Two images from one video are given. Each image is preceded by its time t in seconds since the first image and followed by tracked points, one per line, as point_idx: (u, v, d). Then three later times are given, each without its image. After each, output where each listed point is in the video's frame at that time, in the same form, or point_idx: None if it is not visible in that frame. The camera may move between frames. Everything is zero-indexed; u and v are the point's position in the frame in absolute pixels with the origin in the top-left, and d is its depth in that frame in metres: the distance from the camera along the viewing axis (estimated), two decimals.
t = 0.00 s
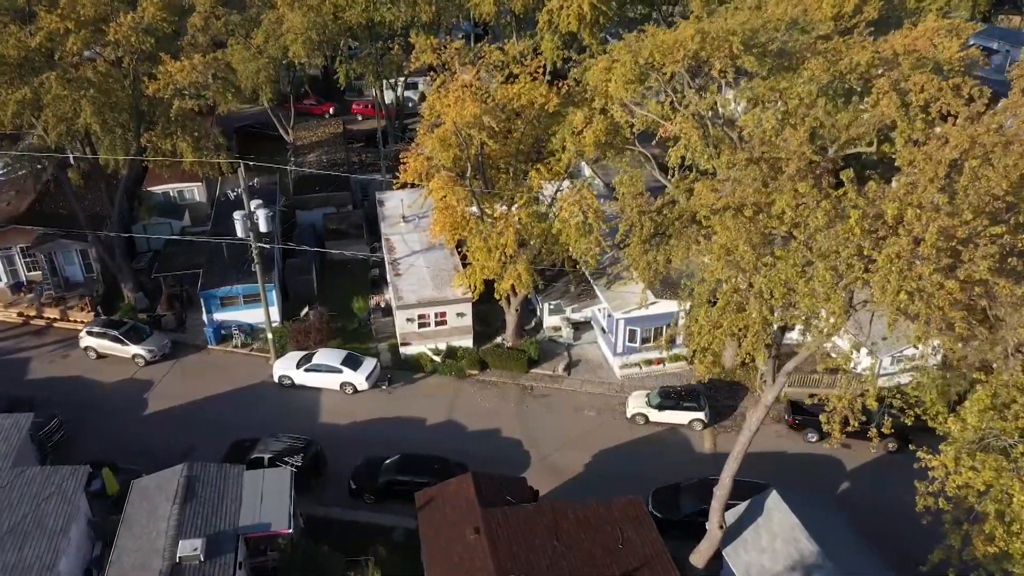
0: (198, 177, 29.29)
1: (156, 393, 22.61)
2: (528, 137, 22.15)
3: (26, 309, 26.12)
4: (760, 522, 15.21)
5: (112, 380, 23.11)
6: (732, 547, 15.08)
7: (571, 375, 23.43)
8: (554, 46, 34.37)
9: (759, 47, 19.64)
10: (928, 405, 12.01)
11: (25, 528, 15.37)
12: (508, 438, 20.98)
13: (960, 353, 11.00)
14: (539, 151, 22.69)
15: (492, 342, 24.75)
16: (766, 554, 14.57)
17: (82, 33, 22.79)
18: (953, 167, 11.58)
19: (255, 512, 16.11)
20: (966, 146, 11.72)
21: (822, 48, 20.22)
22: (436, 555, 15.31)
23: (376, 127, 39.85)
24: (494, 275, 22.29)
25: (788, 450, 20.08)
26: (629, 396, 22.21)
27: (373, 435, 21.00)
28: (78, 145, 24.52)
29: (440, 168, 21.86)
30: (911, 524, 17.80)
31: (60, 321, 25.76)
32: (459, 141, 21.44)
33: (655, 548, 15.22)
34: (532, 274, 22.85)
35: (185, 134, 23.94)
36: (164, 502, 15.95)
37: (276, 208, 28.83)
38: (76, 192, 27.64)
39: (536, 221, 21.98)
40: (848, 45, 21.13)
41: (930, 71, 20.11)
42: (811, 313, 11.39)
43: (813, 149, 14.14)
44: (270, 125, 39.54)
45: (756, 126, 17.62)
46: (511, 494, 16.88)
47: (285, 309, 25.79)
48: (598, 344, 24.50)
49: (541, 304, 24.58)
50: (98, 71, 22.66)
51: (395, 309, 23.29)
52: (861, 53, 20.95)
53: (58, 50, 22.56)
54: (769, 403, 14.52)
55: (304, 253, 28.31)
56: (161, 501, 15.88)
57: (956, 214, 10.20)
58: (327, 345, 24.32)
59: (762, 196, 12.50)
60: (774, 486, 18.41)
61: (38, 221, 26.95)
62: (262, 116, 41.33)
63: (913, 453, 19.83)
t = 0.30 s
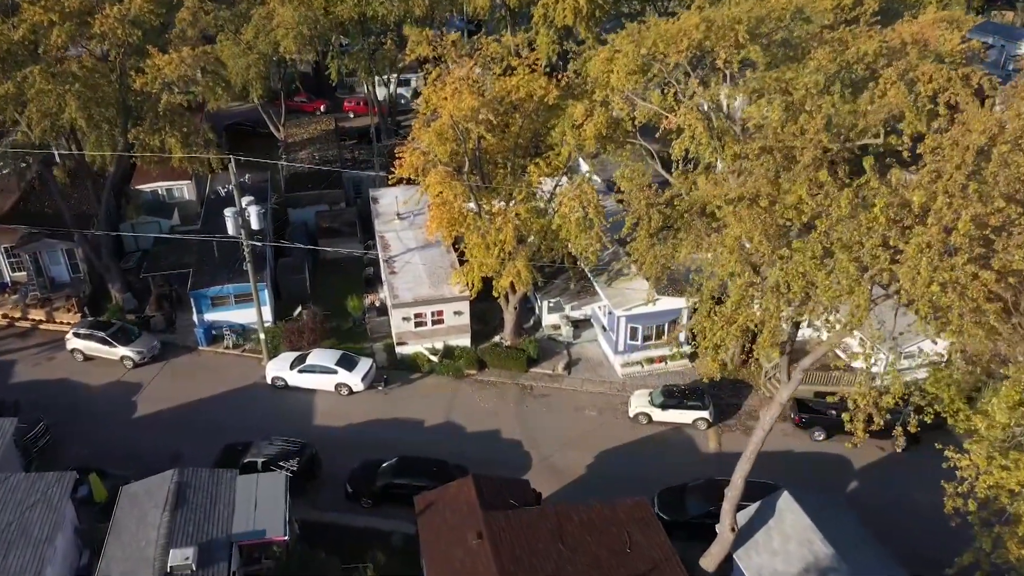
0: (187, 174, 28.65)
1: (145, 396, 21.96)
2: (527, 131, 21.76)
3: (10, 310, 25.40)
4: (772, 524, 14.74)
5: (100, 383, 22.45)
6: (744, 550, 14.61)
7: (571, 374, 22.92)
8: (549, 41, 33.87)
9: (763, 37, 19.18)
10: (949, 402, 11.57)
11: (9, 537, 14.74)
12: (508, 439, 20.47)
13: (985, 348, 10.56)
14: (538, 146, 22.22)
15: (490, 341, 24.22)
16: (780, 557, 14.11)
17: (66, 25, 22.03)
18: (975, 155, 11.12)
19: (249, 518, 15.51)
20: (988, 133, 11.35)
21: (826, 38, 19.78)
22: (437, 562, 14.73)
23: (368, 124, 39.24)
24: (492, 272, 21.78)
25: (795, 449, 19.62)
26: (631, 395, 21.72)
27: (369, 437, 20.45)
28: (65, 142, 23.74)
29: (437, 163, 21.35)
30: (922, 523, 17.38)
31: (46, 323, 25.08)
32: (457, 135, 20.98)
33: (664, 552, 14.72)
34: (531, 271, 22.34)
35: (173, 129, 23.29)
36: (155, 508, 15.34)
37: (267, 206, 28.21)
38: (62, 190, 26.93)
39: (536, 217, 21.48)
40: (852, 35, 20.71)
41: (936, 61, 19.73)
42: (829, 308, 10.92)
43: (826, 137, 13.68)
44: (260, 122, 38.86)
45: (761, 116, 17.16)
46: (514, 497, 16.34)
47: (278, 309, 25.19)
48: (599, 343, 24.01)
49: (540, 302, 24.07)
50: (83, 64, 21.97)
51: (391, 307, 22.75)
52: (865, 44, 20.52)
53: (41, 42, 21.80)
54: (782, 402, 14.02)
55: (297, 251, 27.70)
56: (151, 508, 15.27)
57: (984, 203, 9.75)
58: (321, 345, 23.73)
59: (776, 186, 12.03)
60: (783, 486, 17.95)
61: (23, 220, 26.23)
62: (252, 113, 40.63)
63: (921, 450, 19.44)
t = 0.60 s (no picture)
0: (172, 172, 27.96)
1: (129, 399, 21.29)
2: (521, 124, 21.13)
3: None
4: (781, 523, 14.32)
5: (82, 387, 21.75)
6: (754, 551, 14.15)
7: (568, 372, 22.47)
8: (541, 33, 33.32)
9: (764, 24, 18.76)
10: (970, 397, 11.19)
11: None
12: (506, 439, 19.96)
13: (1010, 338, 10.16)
14: (533, 139, 21.65)
15: (485, 339, 23.71)
16: (791, 558, 13.68)
17: (45, 18, 21.31)
18: (995, 139, 10.72)
19: (240, 525, 14.90)
20: (1007, 117, 10.97)
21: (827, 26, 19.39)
22: (437, 570, 14.12)
23: (356, 121, 38.58)
24: (487, 269, 21.25)
25: (799, 445, 19.24)
26: (631, 393, 21.27)
27: (362, 439, 19.87)
28: (44, 139, 22.62)
29: (429, 157, 20.76)
30: (931, 520, 17.05)
31: (26, 325, 24.38)
32: (449, 128, 20.41)
33: (672, 554, 14.24)
34: (527, 267, 21.82)
35: (156, 125, 22.66)
36: (141, 516, 14.72)
37: (254, 203, 27.54)
38: (42, 189, 26.16)
39: (531, 212, 20.95)
40: (853, 23, 20.31)
41: (938, 49, 19.35)
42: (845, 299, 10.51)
43: (835, 124, 13.28)
44: (246, 120, 38.12)
45: (762, 106, 16.77)
46: (514, 499, 15.84)
47: (267, 308, 24.56)
48: (595, 340, 23.56)
49: (535, 299, 23.59)
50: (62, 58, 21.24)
51: (382, 306, 22.16)
52: (868, 31, 20.09)
53: (18, 35, 21.06)
54: (796, 397, 13.66)
55: (285, 249, 27.06)
56: (138, 515, 14.65)
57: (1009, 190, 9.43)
58: (311, 345, 23.14)
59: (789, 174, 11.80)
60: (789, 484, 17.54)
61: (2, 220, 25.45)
62: (237, 110, 39.86)
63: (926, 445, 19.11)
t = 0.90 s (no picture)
0: (156, 169, 27.05)
1: (113, 402, 20.62)
2: (514, 115, 20.60)
3: None
4: (790, 521, 13.95)
5: (64, 390, 21.06)
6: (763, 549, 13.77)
7: (564, 369, 22.01)
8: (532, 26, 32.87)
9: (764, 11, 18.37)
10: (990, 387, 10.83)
11: None
12: (502, 439, 19.48)
13: None
14: (526, 132, 21.13)
15: (479, 336, 23.20)
16: (802, 556, 13.30)
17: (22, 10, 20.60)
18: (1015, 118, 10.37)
19: (231, 530, 14.34)
20: None
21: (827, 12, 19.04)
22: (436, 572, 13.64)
23: (343, 117, 37.91)
24: (481, 265, 20.73)
25: (802, 440, 18.86)
26: (629, 390, 20.83)
27: (355, 441, 19.31)
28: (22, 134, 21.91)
29: (421, 149, 20.11)
30: (939, 515, 16.75)
31: (5, 328, 23.64)
32: (441, 120, 19.83)
33: (680, 554, 13.82)
34: (522, 263, 21.31)
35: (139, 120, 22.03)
36: (127, 523, 14.12)
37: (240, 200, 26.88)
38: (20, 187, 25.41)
39: (525, 206, 20.45)
40: (853, 9, 19.96)
41: (939, 35, 19.04)
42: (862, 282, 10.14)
43: (845, 111, 12.86)
44: (231, 117, 37.37)
45: (765, 93, 16.36)
46: (514, 499, 15.37)
47: (254, 308, 23.95)
48: (592, 336, 23.13)
49: (530, 295, 23.14)
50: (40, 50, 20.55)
51: (373, 303, 21.61)
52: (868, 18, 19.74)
53: None
54: (806, 390, 13.27)
55: (272, 246, 26.45)
56: (123, 522, 14.05)
57: None
58: (300, 344, 22.56)
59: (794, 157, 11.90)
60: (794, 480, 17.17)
61: None
62: (221, 107, 39.09)
63: (931, 438, 18.83)
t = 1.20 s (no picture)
0: (138, 168, 26.59)
1: (97, 405, 19.96)
2: (507, 106, 20.11)
3: None
4: (801, 517, 13.57)
5: (45, 393, 20.35)
6: (775, 547, 13.36)
7: (561, 365, 21.57)
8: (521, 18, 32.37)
9: None
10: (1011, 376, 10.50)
11: None
12: (500, 437, 19.00)
13: None
14: (520, 123, 20.65)
15: (473, 333, 22.71)
16: (815, 553, 12.91)
17: None
18: None
19: (222, 535, 13.77)
20: None
21: None
22: None
23: (330, 113, 37.23)
24: (475, 259, 20.22)
25: (806, 434, 18.52)
26: (628, 385, 20.42)
27: (349, 442, 18.76)
28: None
29: (413, 141, 19.54)
30: (947, 508, 16.45)
31: None
32: (433, 110, 19.28)
33: (689, 554, 13.41)
34: (518, 257, 20.83)
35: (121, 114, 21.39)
36: (113, 530, 13.52)
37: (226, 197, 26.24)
38: None
39: (520, 199, 19.94)
40: None
41: (940, 20, 18.72)
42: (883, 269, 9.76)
43: (855, 94, 12.47)
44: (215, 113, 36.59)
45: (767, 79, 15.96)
46: (516, 499, 14.91)
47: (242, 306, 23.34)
48: (588, 331, 22.70)
49: (525, 290, 22.68)
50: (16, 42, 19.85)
51: (365, 300, 21.05)
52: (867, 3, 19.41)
53: None
54: (819, 382, 12.88)
55: (259, 244, 25.82)
56: (108, 529, 13.43)
57: None
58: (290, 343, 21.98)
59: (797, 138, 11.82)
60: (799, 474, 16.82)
61: None
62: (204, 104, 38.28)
63: (935, 431, 18.55)
